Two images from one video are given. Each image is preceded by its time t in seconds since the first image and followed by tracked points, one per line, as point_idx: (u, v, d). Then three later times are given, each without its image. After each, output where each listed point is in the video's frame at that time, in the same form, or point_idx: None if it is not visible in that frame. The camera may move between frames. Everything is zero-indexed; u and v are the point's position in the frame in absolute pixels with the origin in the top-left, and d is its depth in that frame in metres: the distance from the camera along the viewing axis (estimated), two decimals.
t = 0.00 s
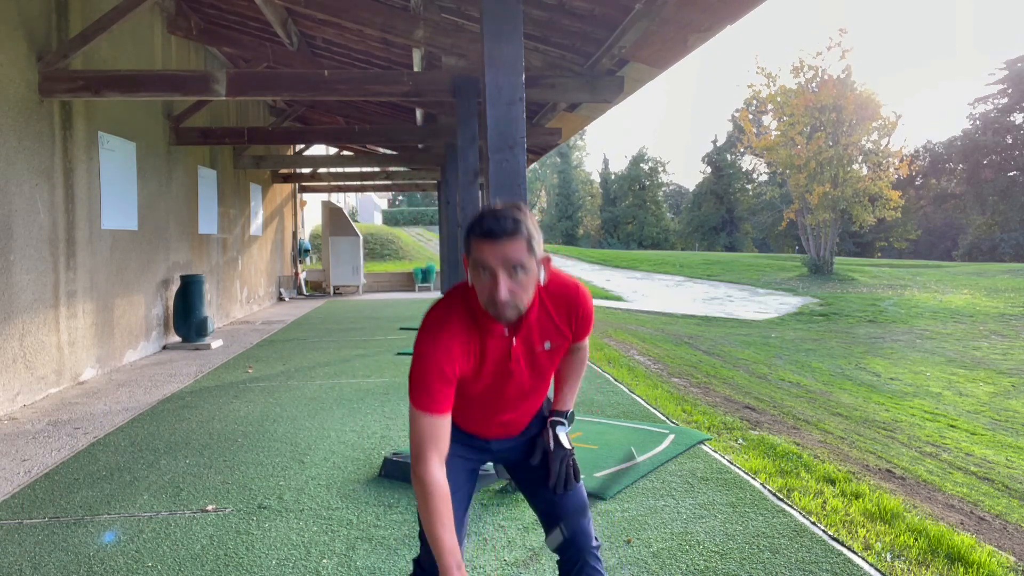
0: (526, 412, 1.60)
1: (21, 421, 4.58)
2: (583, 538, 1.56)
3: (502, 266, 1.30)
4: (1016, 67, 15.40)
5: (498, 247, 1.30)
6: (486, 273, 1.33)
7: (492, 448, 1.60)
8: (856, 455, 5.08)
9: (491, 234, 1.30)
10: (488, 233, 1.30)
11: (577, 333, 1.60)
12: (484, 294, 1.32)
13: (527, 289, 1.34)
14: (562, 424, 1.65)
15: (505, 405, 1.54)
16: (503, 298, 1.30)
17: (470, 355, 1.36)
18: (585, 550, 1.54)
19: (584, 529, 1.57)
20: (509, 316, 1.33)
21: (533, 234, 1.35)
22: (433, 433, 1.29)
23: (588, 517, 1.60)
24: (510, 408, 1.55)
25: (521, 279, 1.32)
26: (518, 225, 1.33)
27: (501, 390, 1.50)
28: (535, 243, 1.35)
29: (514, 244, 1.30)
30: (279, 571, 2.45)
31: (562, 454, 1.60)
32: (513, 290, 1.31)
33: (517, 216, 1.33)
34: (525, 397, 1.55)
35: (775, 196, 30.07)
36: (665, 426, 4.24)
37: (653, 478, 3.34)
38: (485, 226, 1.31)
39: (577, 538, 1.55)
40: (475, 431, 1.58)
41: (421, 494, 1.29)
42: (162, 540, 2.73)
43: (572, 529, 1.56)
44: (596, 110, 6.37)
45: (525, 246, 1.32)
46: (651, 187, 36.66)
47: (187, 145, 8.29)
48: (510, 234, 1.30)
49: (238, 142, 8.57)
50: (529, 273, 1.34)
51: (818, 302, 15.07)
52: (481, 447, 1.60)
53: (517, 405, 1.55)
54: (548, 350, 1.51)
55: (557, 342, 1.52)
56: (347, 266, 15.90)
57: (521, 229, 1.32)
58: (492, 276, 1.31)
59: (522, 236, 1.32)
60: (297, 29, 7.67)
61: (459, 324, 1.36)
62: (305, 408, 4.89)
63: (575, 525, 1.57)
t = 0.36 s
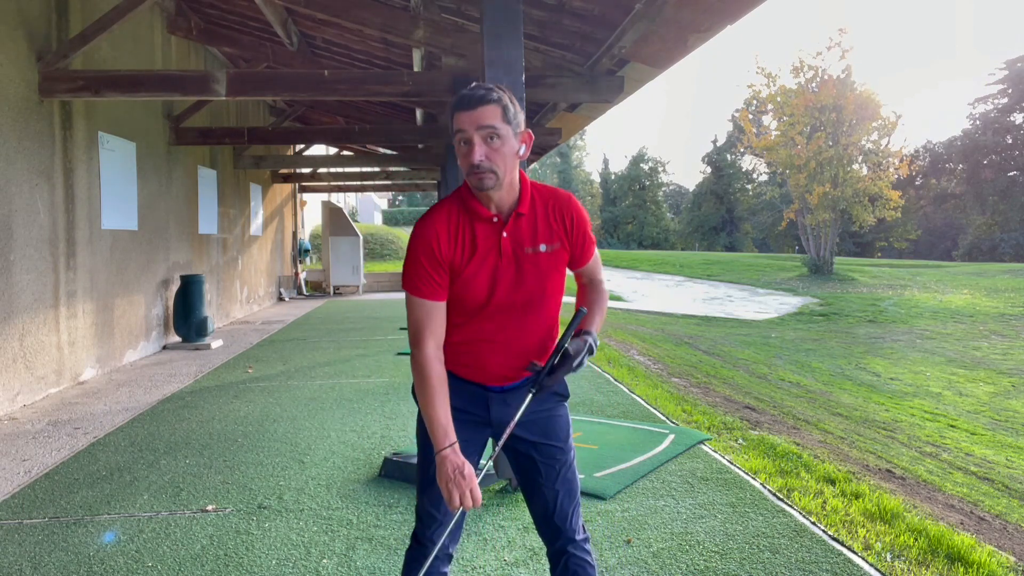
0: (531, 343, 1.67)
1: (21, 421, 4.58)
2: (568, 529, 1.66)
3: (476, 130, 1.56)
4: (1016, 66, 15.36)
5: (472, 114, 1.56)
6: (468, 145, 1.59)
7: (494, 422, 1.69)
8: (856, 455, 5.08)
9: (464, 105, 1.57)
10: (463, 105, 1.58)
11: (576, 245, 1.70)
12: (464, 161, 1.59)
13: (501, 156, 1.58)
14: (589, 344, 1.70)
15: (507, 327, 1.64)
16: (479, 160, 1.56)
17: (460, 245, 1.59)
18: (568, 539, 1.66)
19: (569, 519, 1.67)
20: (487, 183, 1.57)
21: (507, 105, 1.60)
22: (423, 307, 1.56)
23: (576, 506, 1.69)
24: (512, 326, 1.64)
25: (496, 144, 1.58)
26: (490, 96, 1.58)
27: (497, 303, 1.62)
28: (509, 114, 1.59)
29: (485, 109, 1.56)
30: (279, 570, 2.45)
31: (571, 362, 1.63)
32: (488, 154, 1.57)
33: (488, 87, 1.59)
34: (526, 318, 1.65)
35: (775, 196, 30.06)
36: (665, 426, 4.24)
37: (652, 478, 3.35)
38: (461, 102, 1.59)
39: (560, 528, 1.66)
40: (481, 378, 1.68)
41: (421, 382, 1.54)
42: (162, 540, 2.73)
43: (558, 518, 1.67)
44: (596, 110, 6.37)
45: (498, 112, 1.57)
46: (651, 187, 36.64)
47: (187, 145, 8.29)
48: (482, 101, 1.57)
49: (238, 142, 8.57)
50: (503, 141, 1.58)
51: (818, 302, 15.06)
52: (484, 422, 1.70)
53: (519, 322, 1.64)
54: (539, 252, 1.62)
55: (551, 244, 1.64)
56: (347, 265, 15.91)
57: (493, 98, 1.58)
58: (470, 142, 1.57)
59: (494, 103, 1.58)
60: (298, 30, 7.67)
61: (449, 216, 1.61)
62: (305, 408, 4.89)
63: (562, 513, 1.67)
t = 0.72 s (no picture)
0: (538, 327, 1.65)
1: (21, 421, 4.58)
2: (571, 528, 1.66)
3: (492, 111, 1.62)
4: (1016, 66, 15.34)
5: (486, 95, 1.62)
6: (482, 127, 1.64)
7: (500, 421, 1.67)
8: (856, 455, 5.08)
9: (479, 87, 1.62)
10: (475, 88, 1.65)
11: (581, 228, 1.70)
12: (477, 141, 1.64)
13: (512, 137, 1.64)
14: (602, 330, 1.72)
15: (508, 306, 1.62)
16: (495, 140, 1.62)
17: (465, 221, 1.63)
18: (571, 539, 1.66)
19: (573, 518, 1.67)
20: (498, 162, 1.62)
21: (518, 90, 1.66)
22: (425, 281, 1.61)
23: (581, 506, 1.69)
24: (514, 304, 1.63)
25: (509, 127, 1.64)
26: (504, 80, 1.64)
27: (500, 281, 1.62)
28: (520, 98, 1.66)
29: (499, 91, 1.62)
30: (279, 570, 2.45)
31: (582, 349, 1.67)
32: (502, 135, 1.63)
33: (500, 71, 1.65)
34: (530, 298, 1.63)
35: (775, 196, 30.05)
36: (665, 426, 4.24)
37: (652, 478, 3.35)
38: (473, 84, 1.64)
39: (564, 529, 1.66)
40: (487, 367, 1.66)
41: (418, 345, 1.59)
42: (162, 540, 2.73)
43: (561, 518, 1.67)
44: (596, 110, 6.37)
45: (511, 96, 1.64)
46: (651, 187, 36.64)
47: (187, 145, 8.29)
48: (497, 83, 1.63)
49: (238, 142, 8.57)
50: (514, 123, 1.65)
51: (818, 302, 15.06)
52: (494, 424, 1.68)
53: (523, 301, 1.63)
54: (542, 229, 1.63)
55: (554, 223, 1.65)
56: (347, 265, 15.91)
57: (507, 82, 1.64)
58: (484, 123, 1.63)
59: (507, 86, 1.64)
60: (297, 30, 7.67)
61: (453, 198, 1.66)
62: (305, 408, 4.88)
63: (565, 514, 1.67)
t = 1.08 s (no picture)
0: (530, 330, 1.65)
1: (21, 421, 4.58)
2: (567, 529, 1.67)
3: (502, 112, 1.64)
4: (1016, 66, 15.33)
5: (498, 97, 1.64)
6: (492, 127, 1.65)
7: (493, 424, 1.66)
8: (856, 455, 5.08)
9: (490, 87, 1.65)
10: (488, 88, 1.65)
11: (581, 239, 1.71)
12: (485, 140, 1.66)
13: (523, 140, 1.65)
14: (598, 339, 1.66)
15: (501, 304, 1.62)
16: (505, 141, 1.63)
17: (465, 215, 1.65)
18: (567, 540, 1.66)
19: (569, 520, 1.67)
20: (505, 163, 1.63)
21: (531, 93, 1.68)
22: (420, 268, 1.67)
23: (577, 507, 1.70)
24: (506, 301, 1.62)
25: (519, 129, 1.65)
26: (517, 82, 1.65)
27: (495, 277, 1.62)
28: (531, 101, 1.68)
29: (510, 93, 1.64)
30: (279, 570, 2.45)
31: (581, 361, 1.64)
32: (512, 137, 1.64)
33: (514, 74, 1.66)
34: (526, 298, 1.63)
35: (774, 196, 30.02)
36: (665, 426, 4.24)
37: (652, 478, 3.35)
38: (485, 84, 1.66)
39: (559, 529, 1.67)
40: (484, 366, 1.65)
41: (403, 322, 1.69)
42: (162, 540, 2.73)
43: (557, 519, 1.67)
44: (596, 110, 6.37)
45: (523, 98, 1.65)
46: (651, 187, 36.64)
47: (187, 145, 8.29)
48: (510, 85, 1.64)
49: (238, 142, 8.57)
50: (525, 126, 1.66)
51: (818, 302, 15.06)
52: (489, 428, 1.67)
53: (518, 300, 1.63)
54: (542, 229, 1.63)
55: (554, 226, 1.64)
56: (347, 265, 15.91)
57: (520, 85, 1.65)
58: (495, 124, 1.64)
59: (519, 90, 1.65)
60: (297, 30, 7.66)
61: (457, 193, 1.69)
62: (305, 408, 4.88)
63: (562, 515, 1.67)
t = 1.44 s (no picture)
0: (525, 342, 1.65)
1: (21, 421, 4.58)
2: (570, 528, 1.66)
3: (510, 136, 1.57)
4: (1016, 66, 15.32)
5: (508, 119, 1.57)
6: (498, 146, 1.59)
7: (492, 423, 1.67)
8: (856, 455, 5.08)
9: (499, 109, 1.57)
10: (497, 108, 1.57)
11: (569, 259, 1.62)
12: (491, 159, 1.60)
13: (531, 161, 1.61)
14: (535, 415, 1.57)
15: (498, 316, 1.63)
16: (512, 166, 1.59)
17: (465, 228, 1.64)
18: (571, 538, 1.66)
19: (571, 519, 1.67)
20: (509, 182, 1.60)
21: (540, 111, 1.62)
22: (423, 276, 1.66)
23: (580, 505, 1.70)
24: (501, 315, 1.63)
25: (528, 151, 1.60)
26: (527, 101, 1.59)
27: (492, 291, 1.63)
28: (540, 119, 1.62)
29: (520, 117, 1.58)
30: (279, 570, 2.45)
31: (533, 444, 1.57)
32: (520, 160, 1.59)
33: (525, 93, 1.59)
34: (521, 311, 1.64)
35: (774, 197, 29.85)
36: (665, 426, 4.24)
37: (652, 478, 3.35)
38: (494, 98, 1.59)
39: (561, 529, 1.66)
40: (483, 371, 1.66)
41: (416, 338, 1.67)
42: (162, 540, 2.73)
43: (560, 518, 1.67)
44: (596, 110, 6.37)
45: (532, 121, 1.59)
46: (651, 187, 36.65)
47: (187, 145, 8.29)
48: (520, 108, 1.57)
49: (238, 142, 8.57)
50: (533, 148, 1.61)
51: (818, 302, 15.06)
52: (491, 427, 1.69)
53: (514, 315, 1.63)
54: (539, 247, 1.62)
55: (551, 241, 1.62)
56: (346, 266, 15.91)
57: (529, 105, 1.59)
58: (502, 147, 1.59)
59: (529, 112, 1.59)
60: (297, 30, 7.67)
61: (460, 199, 1.68)
62: (305, 408, 4.88)
63: (565, 513, 1.67)
